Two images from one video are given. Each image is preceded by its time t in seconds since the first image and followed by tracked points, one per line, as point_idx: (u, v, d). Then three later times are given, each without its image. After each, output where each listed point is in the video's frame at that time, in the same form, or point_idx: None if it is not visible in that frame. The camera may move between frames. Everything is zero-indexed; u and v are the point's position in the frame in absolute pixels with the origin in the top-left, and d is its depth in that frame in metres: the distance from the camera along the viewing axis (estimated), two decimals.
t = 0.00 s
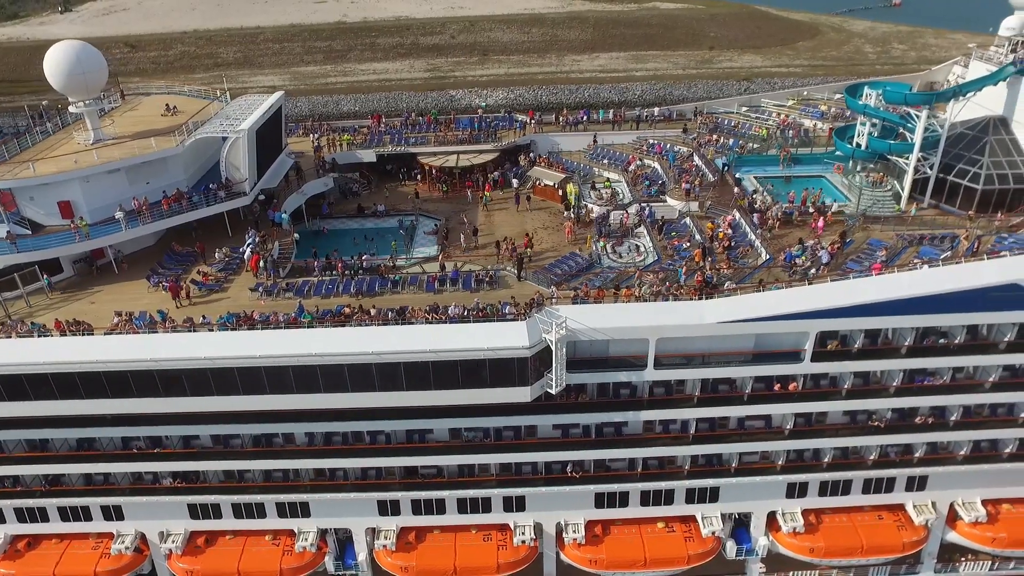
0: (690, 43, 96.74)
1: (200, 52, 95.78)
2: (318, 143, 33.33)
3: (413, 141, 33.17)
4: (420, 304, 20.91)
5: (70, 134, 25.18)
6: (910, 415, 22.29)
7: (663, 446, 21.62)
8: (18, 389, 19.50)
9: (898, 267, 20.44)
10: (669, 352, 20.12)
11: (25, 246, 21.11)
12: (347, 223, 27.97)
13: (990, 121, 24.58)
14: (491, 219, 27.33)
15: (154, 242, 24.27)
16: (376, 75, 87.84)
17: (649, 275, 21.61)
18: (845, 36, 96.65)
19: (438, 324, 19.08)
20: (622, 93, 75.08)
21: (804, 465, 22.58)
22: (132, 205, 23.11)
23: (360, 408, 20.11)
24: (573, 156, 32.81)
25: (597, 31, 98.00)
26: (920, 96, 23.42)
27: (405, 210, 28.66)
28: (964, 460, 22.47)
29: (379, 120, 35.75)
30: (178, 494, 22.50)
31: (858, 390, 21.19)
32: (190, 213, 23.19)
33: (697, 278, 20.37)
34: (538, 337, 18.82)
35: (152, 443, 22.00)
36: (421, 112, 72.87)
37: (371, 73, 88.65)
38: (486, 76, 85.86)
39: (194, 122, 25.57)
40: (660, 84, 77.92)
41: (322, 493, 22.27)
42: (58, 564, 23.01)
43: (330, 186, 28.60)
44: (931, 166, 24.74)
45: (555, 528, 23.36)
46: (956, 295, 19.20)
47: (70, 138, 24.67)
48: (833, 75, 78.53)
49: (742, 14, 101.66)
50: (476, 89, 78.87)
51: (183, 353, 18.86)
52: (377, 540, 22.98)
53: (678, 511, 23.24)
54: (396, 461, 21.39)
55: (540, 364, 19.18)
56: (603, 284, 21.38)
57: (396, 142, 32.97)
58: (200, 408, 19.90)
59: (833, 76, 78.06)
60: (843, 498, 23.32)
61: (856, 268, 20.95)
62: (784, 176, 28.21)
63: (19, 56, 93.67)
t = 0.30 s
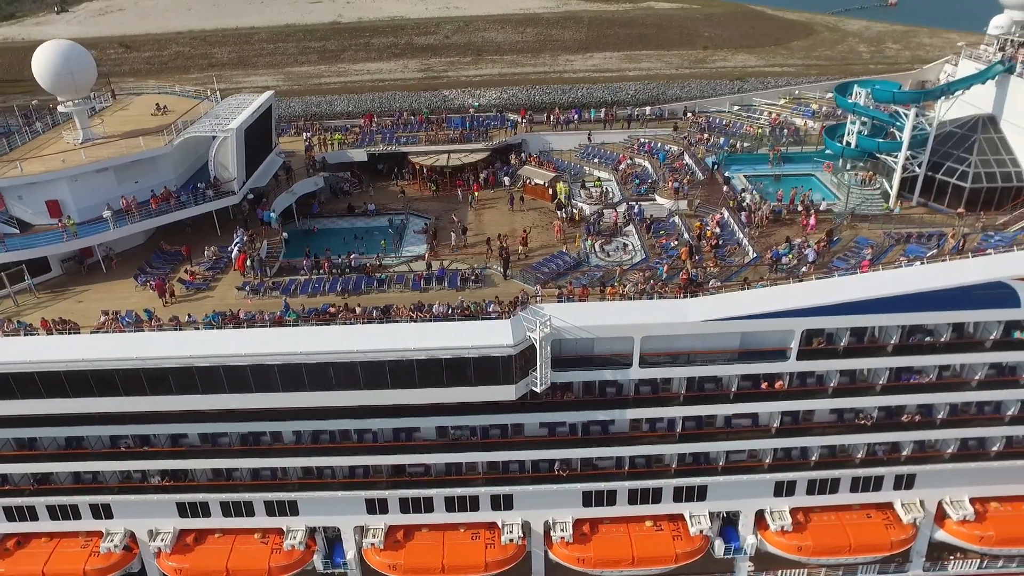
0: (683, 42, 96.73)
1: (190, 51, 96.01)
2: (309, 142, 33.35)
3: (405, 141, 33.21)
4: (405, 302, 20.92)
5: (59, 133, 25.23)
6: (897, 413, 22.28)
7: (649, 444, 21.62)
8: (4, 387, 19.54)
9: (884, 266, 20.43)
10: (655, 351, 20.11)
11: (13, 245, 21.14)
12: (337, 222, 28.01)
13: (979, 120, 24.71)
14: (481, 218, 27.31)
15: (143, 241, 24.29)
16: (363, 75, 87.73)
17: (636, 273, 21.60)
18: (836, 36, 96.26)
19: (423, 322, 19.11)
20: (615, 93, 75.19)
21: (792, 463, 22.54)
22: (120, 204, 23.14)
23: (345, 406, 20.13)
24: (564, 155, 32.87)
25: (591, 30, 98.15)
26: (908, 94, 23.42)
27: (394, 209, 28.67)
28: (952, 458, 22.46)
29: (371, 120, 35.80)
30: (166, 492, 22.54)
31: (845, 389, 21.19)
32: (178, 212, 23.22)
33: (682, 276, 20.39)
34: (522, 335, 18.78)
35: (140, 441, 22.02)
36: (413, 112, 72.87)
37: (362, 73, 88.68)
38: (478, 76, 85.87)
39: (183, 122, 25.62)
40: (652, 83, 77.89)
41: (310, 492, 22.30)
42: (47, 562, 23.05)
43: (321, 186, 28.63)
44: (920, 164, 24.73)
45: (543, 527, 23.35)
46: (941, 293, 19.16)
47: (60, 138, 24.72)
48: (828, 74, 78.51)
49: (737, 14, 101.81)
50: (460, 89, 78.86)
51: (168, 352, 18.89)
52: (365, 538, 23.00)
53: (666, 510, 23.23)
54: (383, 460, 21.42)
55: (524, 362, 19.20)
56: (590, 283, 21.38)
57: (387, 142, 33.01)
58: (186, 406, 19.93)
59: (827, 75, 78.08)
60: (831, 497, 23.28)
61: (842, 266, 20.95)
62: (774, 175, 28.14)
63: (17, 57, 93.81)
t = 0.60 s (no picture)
0: (677, 42, 96.81)
1: (187, 52, 96.06)
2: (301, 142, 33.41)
3: (396, 141, 33.28)
4: (391, 301, 21.00)
5: (49, 134, 25.32)
6: (882, 412, 22.33)
7: (635, 444, 21.67)
8: None
9: (869, 265, 20.46)
10: (640, 350, 20.15)
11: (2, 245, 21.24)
12: (328, 222, 28.07)
13: (968, 120, 24.80)
14: (471, 218, 27.32)
15: (133, 241, 24.37)
16: (363, 75, 87.97)
17: (623, 273, 21.65)
18: (830, 36, 96.33)
19: (408, 321, 19.19)
20: (608, 93, 75.30)
21: (779, 462, 22.58)
22: (109, 204, 23.23)
23: (332, 405, 20.21)
24: (554, 155, 32.96)
25: (585, 31, 98.30)
26: (895, 94, 23.47)
27: (385, 209, 28.71)
28: (938, 457, 22.53)
29: (363, 120, 35.88)
30: (155, 491, 22.64)
31: (830, 388, 21.26)
32: (167, 212, 23.30)
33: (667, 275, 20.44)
34: (507, 334, 18.89)
35: (129, 440, 22.11)
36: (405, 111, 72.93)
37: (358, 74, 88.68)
38: (472, 76, 85.97)
39: (172, 122, 25.71)
40: (643, 83, 77.97)
41: (298, 491, 22.39)
42: (36, 561, 23.15)
43: (312, 186, 28.68)
44: (908, 164, 24.64)
45: (531, 526, 23.41)
46: (926, 292, 19.19)
47: (50, 138, 24.82)
48: (822, 74, 78.60)
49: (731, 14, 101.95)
50: (454, 89, 79.00)
51: (154, 351, 18.97)
52: (354, 537, 23.09)
53: (653, 509, 23.29)
54: (370, 458, 21.50)
55: (509, 361, 19.27)
56: (577, 282, 21.43)
57: (379, 142, 33.08)
58: (173, 404, 20.02)
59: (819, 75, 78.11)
60: (819, 496, 23.31)
61: (828, 265, 20.97)
62: (763, 175, 28.22)
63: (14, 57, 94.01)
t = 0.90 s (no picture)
0: (671, 43, 96.92)
1: (179, 52, 96.25)
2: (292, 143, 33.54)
3: (386, 142, 33.40)
4: (376, 302, 21.14)
5: (39, 135, 25.44)
6: (866, 412, 22.44)
7: (620, 444, 21.79)
8: None
9: (852, 266, 20.54)
10: (624, 350, 20.27)
11: None
12: (317, 223, 28.17)
13: (953, 121, 24.90)
14: (460, 218, 27.41)
15: (122, 241, 24.49)
16: (348, 75, 88.25)
17: (608, 273, 21.75)
18: (825, 36, 96.95)
19: (391, 322, 19.31)
20: (600, 94, 75.49)
21: (763, 462, 22.71)
22: (97, 205, 23.36)
23: (318, 405, 20.33)
24: (544, 156, 33.12)
25: (579, 31, 98.56)
26: (881, 95, 23.51)
27: (374, 209, 28.84)
28: (922, 457, 22.64)
29: (354, 121, 36.02)
30: (143, 490, 22.76)
31: (814, 388, 21.37)
32: (156, 213, 23.42)
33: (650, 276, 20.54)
34: (490, 334, 19.01)
35: (117, 440, 22.22)
36: (396, 111, 73.13)
37: (348, 73, 89.18)
38: (465, 77, 86.18)
39: (161, 123, 25.84)
40: (637, 84, 78.15)
41: (285, 490, 22.52)
42: (25, 560, 23.29)
43: (302, 186, 28.78)
44: (893, 164, 24.91)
45: (518, 525, 23.54)
46: (907, 293, 19.29)
47: (39, 140, 24.94)
48: (815, 74, 78.75)
49: (725, 15, 102.24)
50: (445, 90, 79.26)
51: (141, 351, 19.10)
52: (341, 536, 23.22)
53: (639, 508, 23.42)
54: (356, 458, 21.62)
55: (492, 361, 19.40)
56: (563, 283, 21.53)
57: (369, 143, 33.20)
58: (159, 404, 20.15)
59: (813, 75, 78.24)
60: (804, 495, 23.42)
61: (811, 266, 21.05)
62: (751, 175, 28.36)
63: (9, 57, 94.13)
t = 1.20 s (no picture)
0: (666, 44, 96.95)
1: (174, 52, 96.31)
2: (286, 144, 33.69)
3: (380, 143, 33.54)
4: (365, 302, 21.29)
5: (32, 136, 25.59)
6: (854, 413, 22.56)
7: (608, 444, 21.91)
8: None
9: (839, 267, 20.64)
10: (611, 351, 20.43)
11: None
12: (309, 224, 28.25)
13: (943, 122, 25.04)
14: (452, 219, 27.53)
15: (114, 242, 24.63)
16: (348, 75, 88.54)
17: (598, 274, 21.88)
18: (821, 36, 97.55)
19: (379, 323, 19.44)
20: (594, 94, 75.72)
21: (751, 463, 22.83)
22: (90, 206, 23.49)
23: (308, 405, 20.46)
24: (537, 157, 33.31)
25: (574, 32, 98.76)
26: (870, 98, 23.59)
27: (367, 210, 28.96)
28: (909, 458, 22.75)
29: (348, 122, 36.19)
30: (135, 490, 22.91)
31: (801, 389, 21.47)
32: (148, 214, 23.56)
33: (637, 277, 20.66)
34: (477, 335, 19.10)
35: (109, 439, 22.36)
36: (390, 112, 73.30)
37: (344, 74, 89.34)
38: (460, 77, 86.32)
39: (154, 125, 25.98)
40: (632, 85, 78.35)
41: (276, 490, 22.65)
42: (18, 560, 23.42)
43: (295, 187, 28.91)
44: (882, 167, 25.04)
45: (507, 525, 23.67)
46: (894, 294, 19.37)
47: (32, 141, 25.09)
48: (808, 75, 78.88)
49: (720, 15, 102.47)
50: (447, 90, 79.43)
51: (131, 352, 19.23)
52: (332, 535, 23.36)
53: (629, 508, 23.53)
54: (346, 458, 21.74)
55: (480, 362, 19.52)
56: (552, 283, 21.66)
57: (363, 144, 33.34)
58: (150, 404, 20.28)
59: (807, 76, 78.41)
60: (793, 495, 23.53)
61: (799, 267, 21.14)
62: (741, 177, 28.51)
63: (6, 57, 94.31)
